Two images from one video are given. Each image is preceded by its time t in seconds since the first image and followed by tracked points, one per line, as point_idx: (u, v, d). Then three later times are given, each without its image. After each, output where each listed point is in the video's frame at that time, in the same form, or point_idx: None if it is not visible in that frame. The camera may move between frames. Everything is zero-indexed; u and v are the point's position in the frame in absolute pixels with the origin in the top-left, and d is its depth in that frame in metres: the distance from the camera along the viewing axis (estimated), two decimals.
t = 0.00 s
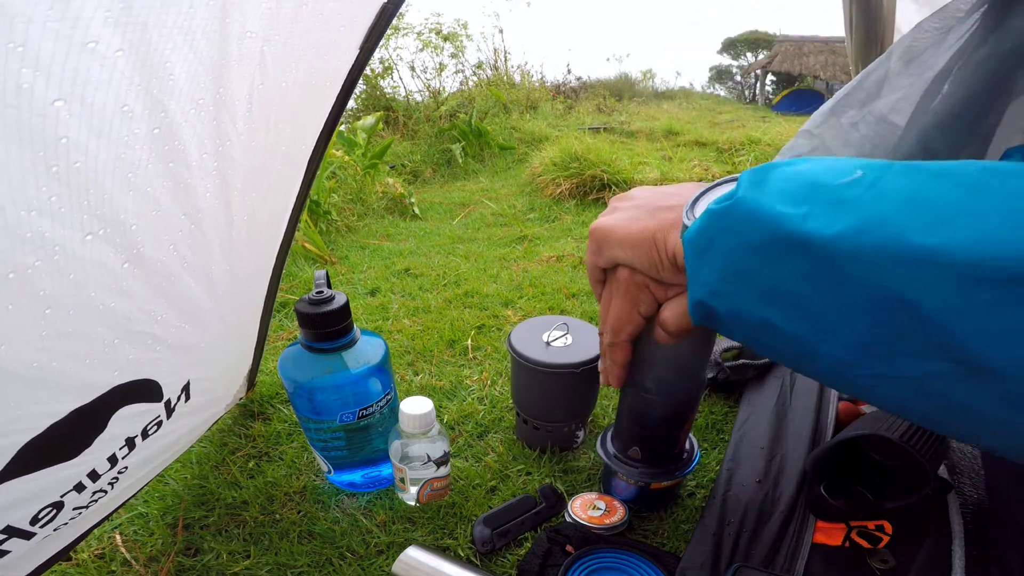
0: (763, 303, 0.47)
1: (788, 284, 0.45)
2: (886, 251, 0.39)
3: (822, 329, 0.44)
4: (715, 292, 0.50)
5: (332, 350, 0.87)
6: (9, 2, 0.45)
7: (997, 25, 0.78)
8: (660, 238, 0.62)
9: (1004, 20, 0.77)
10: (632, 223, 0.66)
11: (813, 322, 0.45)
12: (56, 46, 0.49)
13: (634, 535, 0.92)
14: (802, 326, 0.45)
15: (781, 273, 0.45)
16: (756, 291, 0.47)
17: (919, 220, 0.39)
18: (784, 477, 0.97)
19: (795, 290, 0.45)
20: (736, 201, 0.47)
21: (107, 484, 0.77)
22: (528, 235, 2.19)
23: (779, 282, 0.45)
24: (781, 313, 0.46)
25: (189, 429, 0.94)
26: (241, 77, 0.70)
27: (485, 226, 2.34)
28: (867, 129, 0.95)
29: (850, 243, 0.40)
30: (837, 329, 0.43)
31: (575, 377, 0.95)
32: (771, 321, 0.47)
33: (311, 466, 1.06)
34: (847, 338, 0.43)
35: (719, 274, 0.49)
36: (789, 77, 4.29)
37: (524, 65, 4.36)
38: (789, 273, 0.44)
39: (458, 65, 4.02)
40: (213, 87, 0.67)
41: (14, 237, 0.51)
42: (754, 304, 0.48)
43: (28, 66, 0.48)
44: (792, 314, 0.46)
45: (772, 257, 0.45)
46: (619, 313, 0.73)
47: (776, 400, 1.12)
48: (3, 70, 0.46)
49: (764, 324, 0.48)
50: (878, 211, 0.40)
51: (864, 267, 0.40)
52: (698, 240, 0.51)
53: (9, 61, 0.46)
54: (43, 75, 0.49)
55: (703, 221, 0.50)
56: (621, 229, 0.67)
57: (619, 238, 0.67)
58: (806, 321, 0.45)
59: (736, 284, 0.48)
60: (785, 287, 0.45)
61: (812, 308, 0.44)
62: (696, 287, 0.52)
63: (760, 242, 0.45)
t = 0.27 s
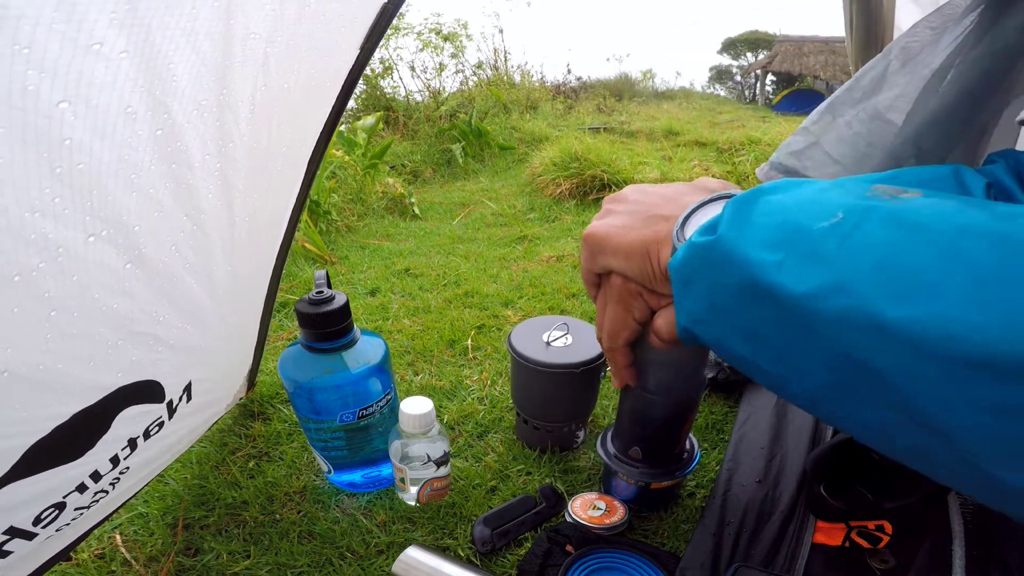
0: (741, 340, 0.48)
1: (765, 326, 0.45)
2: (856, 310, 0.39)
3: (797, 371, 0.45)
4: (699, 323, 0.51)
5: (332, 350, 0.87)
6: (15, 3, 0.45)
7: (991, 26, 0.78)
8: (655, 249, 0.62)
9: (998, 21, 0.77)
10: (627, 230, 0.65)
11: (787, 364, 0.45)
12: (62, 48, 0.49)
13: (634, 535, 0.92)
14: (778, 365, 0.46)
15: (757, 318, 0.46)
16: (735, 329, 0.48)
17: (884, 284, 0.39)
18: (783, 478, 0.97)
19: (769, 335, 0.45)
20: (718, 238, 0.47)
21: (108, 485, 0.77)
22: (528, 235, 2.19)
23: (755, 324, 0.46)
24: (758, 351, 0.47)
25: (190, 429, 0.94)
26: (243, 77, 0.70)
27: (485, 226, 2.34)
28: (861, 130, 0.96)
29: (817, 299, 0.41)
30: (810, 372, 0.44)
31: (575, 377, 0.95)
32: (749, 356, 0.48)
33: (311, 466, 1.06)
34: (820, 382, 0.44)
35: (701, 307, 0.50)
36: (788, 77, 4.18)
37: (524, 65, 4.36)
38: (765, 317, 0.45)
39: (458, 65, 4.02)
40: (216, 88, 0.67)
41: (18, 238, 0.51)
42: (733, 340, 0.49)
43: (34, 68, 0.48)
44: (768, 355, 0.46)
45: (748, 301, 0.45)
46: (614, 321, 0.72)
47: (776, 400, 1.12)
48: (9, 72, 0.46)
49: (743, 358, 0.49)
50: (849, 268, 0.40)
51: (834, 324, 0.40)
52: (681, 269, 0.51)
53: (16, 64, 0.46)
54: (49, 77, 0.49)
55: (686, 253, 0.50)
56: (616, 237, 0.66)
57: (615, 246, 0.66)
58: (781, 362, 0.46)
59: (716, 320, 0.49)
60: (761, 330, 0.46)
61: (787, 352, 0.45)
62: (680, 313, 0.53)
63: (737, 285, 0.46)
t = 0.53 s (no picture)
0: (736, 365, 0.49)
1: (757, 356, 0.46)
2: (843, 352, 0.40)
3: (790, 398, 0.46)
4: (696, 346, 0.51)
5: (332, 350, 0.87)
6: (14, 2, 0.45)
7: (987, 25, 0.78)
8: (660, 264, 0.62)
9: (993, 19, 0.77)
10: (631, 241, 0.64)
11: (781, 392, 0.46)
12: (62, 48, 0.49)
13: (634, 535, 0.92)
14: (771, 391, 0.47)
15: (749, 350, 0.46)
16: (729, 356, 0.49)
17: (871, 327, 0.40)
18: (783, 478, 0.97)
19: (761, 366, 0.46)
20: (711, 270, 0.48)
21: (108, 484, 0.77)
22: (528, 235, 2.19)
23: (748, 355, 0.47)
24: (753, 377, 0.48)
25: (189, 429, 0.94)
26: (242, 77, 0.70)
27: (485, 226, 2.34)
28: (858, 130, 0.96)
29: (808, 339, 0.42)
30: (802, 400, 0.45)
31: (575, 377, 0.95)
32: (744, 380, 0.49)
33: (311, 466, 1.06)
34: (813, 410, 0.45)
35: (697, 332, 0.50)
36: (789, 78, 4.14)
37: (524, 65, 4.36)
38: (758, 350, 0.46)
39: (458, 65, 4.02)
40: (215, 88, 0.67)
41: (17, 237, 0.51)
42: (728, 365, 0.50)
43: (33, 68, 0.48)
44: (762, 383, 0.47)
45: (741, 334, 0.46)
46: (617, 330, 0.73)
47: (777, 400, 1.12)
48: (8, 72, 0.46)
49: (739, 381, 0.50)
50: (838, 310, 0.41)
51: (823, 363, 0.41)
52: (677, 296, 0.52)
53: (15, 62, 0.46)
54: (49, 76, 0.49)
55: (681, 280, 0.51)
56: (620, 250, 0.65)
57: (618, 258, 0.65)
58: (775, 389, 0.47)
59: (711, 346, 0.50)
60: (753, 360, 0.47)
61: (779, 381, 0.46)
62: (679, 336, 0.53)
63: (730, 318, 0.46)
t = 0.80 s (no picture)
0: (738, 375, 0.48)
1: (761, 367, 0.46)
2: (851, 363, 0.40)
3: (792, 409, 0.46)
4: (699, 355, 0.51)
5: (332, 350, 0.87)
6: (14, 2, 0.45)
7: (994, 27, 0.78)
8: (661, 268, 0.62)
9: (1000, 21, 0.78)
10: (634, 244, 0.64)
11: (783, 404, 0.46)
12: (62, 47, 0.49)
13: (634, 535, 0.92)
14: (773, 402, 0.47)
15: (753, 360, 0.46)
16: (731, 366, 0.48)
17: (880, 339, 0.40)
18: (784, 478, 0.97)
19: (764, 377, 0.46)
20: (716, 279, 0.47)
21: (108, 484, 0.77)
22: (528, 235, 2.19)
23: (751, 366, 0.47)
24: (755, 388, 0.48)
25: (189, 429, 0.94)
26: (243, 77, 0.70)
27: (485, 226, 2.34)
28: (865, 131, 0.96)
29: (815, 351, 0.42)
30: (806, 411, 0.45)
31: (576, 377, 0.95)
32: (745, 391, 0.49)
33: (311, 466, 1.06)
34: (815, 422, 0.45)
35: (701, 342, 0.50)
36: (788, 77, 4.16)
37: (524, 65, 4.36)
38: (762, 361, 0.45)
39: (458, 65, 4.02)
40: (215, 87, 0.67)
41: (18, 237, 0.51)
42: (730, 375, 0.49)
43: (34, 67, 0.48)
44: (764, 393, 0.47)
45: (746, 344, 0.46)
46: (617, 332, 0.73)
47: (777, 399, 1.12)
48: (9, 72, 0.46)
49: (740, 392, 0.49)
50: (845, 320, 0.41)
51: (829, 375, 0.41)
52: (679, 305, 0.51)
53: (15, 62, 0.46)
54: (49, 77, 0.49)
55: (685, 289, 0.50)
56: (622, 251, 0.65)
57: (620, 260, 0.65)
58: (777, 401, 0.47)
59: (713, 355, 0.49)
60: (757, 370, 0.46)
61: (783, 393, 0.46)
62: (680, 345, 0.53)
63: (735, 329, 0.46)
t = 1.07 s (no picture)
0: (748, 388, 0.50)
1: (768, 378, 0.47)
2: (859, 386, 0.41)
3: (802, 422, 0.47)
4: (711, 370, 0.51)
5: (332, 350, 0.87)
6: (20, 3, 0.45)
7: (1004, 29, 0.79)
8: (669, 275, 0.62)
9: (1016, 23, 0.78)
10: (640, 248, 0.65)
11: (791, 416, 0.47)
12: (68, 48, 0.49)
13: (634, 535, 0.92)
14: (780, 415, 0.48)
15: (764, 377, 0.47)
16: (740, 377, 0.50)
17: (887, 364, 0.40)
18: (784, 478, 0.97)
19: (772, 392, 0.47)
20: (724, 300, 0.48)
21: (108, 484, 0.77)
22: (528, 235, 2.19)
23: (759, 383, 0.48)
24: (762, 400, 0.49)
25: (189, 429, 0.94)
26: (245, 77, 0.70)
27: (485, 225, 2.34)
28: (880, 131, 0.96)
29: (823, 376, 0.42)
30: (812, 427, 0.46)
31: (576, 377, 0.95)
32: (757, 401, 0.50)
33: (311, 466, 1.06)
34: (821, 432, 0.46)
35: (712, 359, 0.50)
36: (789, 77, 4.17)
37: (524, 65, 4.36)
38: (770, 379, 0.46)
39: (458, 65, 4.02)
40: (217, 88, 0.67)
41: (22, 238, 0.51)
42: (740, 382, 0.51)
43: (39, 69, 0.48)
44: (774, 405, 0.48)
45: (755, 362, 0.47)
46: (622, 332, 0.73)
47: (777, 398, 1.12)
48: (14, 73, 0.46)
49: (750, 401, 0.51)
50: (854, 345, 0.41)
51: (837, 396, 0.42)
52: (689, 323, 0.52)
53: (21, 64, 0.46)
54: (53, 80, 0.49)
55: (693, 307, 0.51)
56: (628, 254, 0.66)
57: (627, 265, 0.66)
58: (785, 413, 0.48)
59: (724, 372, 0.50)
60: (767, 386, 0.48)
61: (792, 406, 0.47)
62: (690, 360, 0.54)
63: (744, 349, 0.47)
